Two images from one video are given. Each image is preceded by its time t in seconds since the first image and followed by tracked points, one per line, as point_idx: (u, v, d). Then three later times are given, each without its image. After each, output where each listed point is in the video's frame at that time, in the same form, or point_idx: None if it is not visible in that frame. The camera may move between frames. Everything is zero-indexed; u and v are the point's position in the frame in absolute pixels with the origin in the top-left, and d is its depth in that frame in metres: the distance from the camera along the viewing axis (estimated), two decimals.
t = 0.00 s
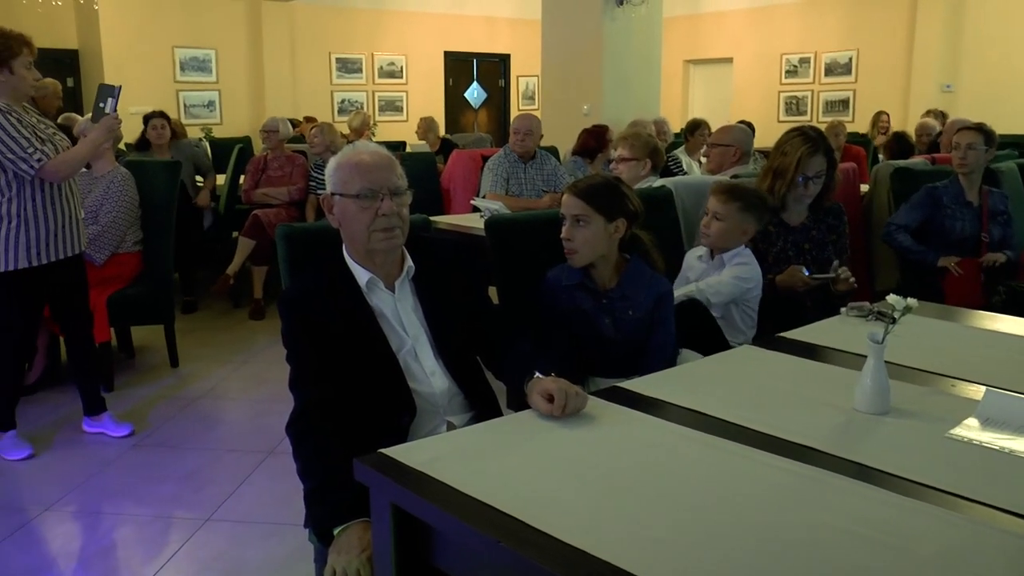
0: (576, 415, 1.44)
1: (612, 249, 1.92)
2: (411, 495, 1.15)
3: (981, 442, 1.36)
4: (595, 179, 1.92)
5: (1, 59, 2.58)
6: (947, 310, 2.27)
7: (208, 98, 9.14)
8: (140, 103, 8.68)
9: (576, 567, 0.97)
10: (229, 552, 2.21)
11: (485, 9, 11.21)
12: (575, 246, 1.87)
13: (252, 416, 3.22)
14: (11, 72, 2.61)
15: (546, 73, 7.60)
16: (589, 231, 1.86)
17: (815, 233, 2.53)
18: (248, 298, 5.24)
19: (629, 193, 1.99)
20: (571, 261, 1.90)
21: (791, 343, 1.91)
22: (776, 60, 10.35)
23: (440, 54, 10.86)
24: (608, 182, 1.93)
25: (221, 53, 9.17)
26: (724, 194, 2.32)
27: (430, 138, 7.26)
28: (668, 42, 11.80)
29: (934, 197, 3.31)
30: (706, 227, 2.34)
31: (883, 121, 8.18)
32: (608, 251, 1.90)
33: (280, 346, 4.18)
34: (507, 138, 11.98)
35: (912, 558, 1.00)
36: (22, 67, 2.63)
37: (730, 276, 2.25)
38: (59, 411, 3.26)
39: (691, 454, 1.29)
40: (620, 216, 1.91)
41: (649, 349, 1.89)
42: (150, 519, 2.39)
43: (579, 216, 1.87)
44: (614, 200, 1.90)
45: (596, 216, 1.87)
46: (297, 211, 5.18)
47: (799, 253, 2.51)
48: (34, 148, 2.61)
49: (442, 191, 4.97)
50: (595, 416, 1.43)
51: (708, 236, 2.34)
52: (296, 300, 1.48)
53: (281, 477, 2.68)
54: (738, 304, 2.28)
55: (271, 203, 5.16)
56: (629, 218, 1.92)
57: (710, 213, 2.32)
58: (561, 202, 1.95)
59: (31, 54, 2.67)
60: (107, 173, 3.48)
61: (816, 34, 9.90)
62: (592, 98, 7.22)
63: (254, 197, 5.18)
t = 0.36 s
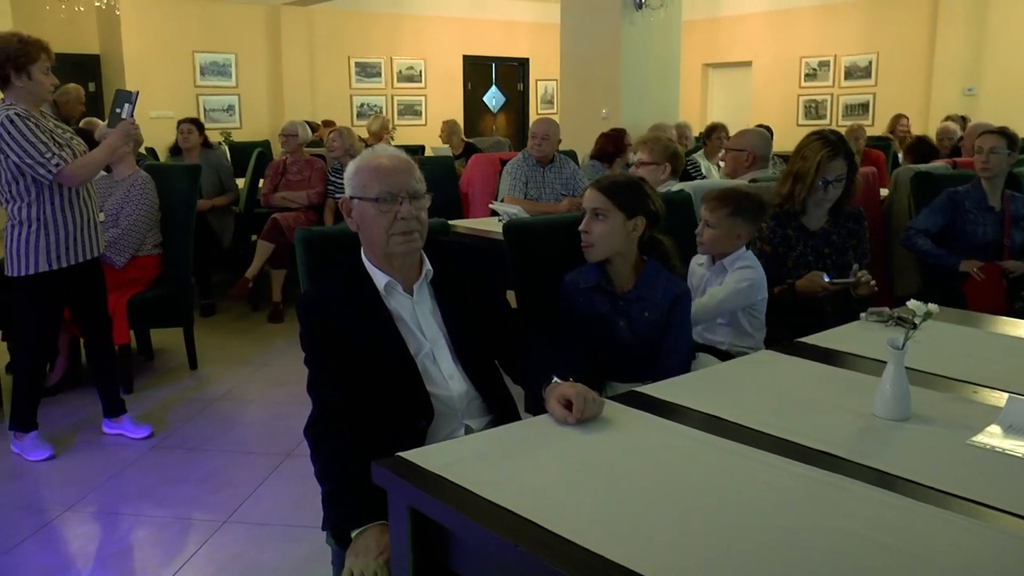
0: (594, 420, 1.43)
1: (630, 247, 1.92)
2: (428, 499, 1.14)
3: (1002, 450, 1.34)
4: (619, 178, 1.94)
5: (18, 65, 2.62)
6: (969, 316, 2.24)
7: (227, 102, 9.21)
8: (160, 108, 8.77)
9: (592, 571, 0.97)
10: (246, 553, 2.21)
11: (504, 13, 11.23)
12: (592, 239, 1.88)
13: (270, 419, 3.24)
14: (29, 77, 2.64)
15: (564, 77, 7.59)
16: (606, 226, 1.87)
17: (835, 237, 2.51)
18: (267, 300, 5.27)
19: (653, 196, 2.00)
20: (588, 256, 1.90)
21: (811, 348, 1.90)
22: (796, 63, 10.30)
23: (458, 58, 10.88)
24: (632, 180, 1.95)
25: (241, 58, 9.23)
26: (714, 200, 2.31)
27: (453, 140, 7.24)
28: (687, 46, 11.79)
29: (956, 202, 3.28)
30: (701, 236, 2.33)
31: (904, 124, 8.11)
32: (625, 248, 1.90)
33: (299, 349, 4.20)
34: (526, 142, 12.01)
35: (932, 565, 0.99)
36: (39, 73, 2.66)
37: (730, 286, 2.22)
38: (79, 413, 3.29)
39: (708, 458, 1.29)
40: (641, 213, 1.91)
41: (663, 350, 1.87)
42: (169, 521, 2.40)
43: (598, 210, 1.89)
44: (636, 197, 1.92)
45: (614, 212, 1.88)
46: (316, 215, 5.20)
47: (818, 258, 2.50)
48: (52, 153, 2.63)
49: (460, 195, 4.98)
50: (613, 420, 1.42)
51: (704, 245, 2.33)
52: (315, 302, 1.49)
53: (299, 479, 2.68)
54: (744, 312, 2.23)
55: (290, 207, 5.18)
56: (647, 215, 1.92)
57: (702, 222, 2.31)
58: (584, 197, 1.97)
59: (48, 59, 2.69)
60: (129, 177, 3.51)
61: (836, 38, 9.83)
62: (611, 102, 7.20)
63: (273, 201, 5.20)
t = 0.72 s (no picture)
0: (612, 424, 1.43)
1: (655, 238, 1.91)
2: (445, 502, 1.14)
3: None
4: (653, 169, 1.94)
5: (39, 70, 2.65)
6: (990, 322, 2.22)
7: (246, 106, 9.26)
8: (180, 111, 8.85)
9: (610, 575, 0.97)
10: (264, 555, 2.23)
11: (523, 17, 11.26)
12: (617, 223, 1.87)
13: (287, 421, 3.25)
14: (48, 82, 2.68)
15: (583, 81, 7.59)
16: (634, 210, 1.86)
17: (855, 241, 2.49)
18: (285, 304, 5.29)
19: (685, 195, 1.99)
20: (610, 239, 1.89)
21: (830, 354, 1.88)
22: (815, 67, 10.24)
23: (477, 62, 10.90)
24: (666, 174, 1.94)
25: (261, 62, 9.28)
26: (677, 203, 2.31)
27: (479, 144, 7.13)
28: (706, 49, 11.77)
29: (977, 206, 3.24)
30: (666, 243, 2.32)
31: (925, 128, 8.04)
32: (648, 239, 1.89)
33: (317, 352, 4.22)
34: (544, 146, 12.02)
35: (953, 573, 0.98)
36: (59, 77, 2.69)
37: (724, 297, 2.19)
38: (99, 414, 3.32)
39: (727, 463, 1.28)
40: (670, 205, 1.90)
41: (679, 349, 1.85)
42: (187, 522, 2.41)
43: (627, 195, 1.89)
44: (667, 189, 1.91)
45: (642, 198, 1.88)
46: (334, 218, 5.23)
47: (838, 262, 2.48)
48: (70, 157, 2.65)
49: (479, 199, 5.00)
50: (631, 425, 1.42)
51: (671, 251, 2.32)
52: (334, 305, 1.49)
53: (316, 481, 2.69)
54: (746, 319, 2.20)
55: (309, 211, 5.23)
56: (676, 207, 1.90)
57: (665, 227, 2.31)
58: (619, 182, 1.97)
59: (68, 63, 2.72)
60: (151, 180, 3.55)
61: (856, 41, 9.76)
62: (630, 106, 7.19)
63: (292, 205, 5.25)
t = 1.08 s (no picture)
0: (630, 426, 1.42)
1: (683, 236, 1.92)
2: (463, 502, 1.15)
3: None
4: (685, 169, 1.97)
5: (60, 71, 2.68)
6: (1013, 325, 2.19)
7: (266, 107, 9.31)
8: (199, 112, 8.92)
9: None
10: (283, 554, 2.24)
11: (543, 18, 11.27)
12: (647, 218, 1.89)
13: (305, 421, 3.26)
14: (69, 83, 2.70)
15: (602, 81, 7.58)
16: (663, 207, 1.88)
17: (875, 243, 2.48)
18: (303, 304, 5.31)
19: (718, 198, 2.01)
20: (639, 234, 1.91)
21: (849, 356, 1.87)
22: (835, 67, 10.18)
23: (495, 63, 10.90)
24: (698, 173, 1.97)
25: (280, 63, 9.32)
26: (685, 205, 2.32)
27: (504, 145, 7.04)
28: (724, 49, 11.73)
29: (1000, 208, 3.17)
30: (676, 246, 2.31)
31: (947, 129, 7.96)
32: (677, 237, 1.90)
33: (335, 352, 4.23)
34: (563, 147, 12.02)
35: None
36: (80, 79, 2.72)
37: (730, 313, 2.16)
38: (119, 412, 3.35)
39: (746, 466, 1.27)
40: (699, 204, 1.92)
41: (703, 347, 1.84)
42: (205, 520, 2.43)
43: (657, 193, 1.91)
44: (698, 188, 1.93)
45: (672, 196, 1.90)
46: (353, 219, 5.24)
47: (858, 264, 2.46)
48: (88, 157, 2.67)
49: (498, 200, 5.01)
50: (649, 427, 1.42)
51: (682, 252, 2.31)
52: (352, 306, 1.50)
53: (333, 481, 2.70)
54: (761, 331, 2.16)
55: (328, 211, 5.25)
56: (706, 206, 1.92)
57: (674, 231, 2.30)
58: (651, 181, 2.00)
59: (89, 65, 2.75)
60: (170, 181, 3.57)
61: (877, 41, 9.69)
62: (648, 107, 7.17)
63: (311, 205, 5.28)
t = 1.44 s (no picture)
0: (647, 427, 1.42)
1: (706, 233, 1.94)
2: (480, 501, 1.15)
3: None
4: (707, 165, 1.99)
5: (79, 72, 2.70)
6: None
7: (284, 107, 9.35)
8: (218, 112, 8.97)
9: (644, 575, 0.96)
10: (300, 552, 2.25)
11: (560, 18, 11.27)
12: (666, 215, 1.93)
13: (322, 420, 3.27)
14: (89, 84, 2.73)
15: (619, 81, 7.56)
16: (681, 205, 1.91)
17: (896, 244, 2.46)
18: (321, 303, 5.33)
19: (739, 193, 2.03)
20: (661, 230, 1.95)
21: (868, 357, 1.86)
22: (854, 66, 10.10)
23: (513, 63, 10.90)
24: (718, 170, 1.98)
25: (298, 64, 9.36)
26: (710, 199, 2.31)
27: (524, 147, 7.06)
28: (743, 49, 11.68)
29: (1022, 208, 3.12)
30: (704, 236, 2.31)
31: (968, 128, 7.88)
32: (697, 233, 1.93)
33: (352, 352, 4.24)
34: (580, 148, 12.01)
35: None
36: (99, 80, 2.74)
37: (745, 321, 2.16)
38: (138, 410, 3.38)
39: (763, 466, 1.27)
40: (719, 201, 1.94)
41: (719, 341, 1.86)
42: (223, 518, 2.44)
43: (677, 190, 1.94)
44: (718, 184, 1.95)
45: (691, 193, 1.92)
46: (371, 219, 5.26)
47: (877, 265, 2.45)
48: (106, 157, 2.70)
49: (515, 200, 5.01)
50: (666, 427, 1.41)
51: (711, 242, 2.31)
52: (370, 306, 1.50)
53: (349, 480, 2.71)
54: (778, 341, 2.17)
55: (345, 211, 5.27)
56: (725, 201, 1.94)
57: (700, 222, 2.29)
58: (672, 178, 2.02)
59: (108, 66, 2.77)
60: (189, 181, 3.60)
61: (896, 40, 9.61)
62: (666, 106, 7.14)
63: (329, 205, 5.30)
